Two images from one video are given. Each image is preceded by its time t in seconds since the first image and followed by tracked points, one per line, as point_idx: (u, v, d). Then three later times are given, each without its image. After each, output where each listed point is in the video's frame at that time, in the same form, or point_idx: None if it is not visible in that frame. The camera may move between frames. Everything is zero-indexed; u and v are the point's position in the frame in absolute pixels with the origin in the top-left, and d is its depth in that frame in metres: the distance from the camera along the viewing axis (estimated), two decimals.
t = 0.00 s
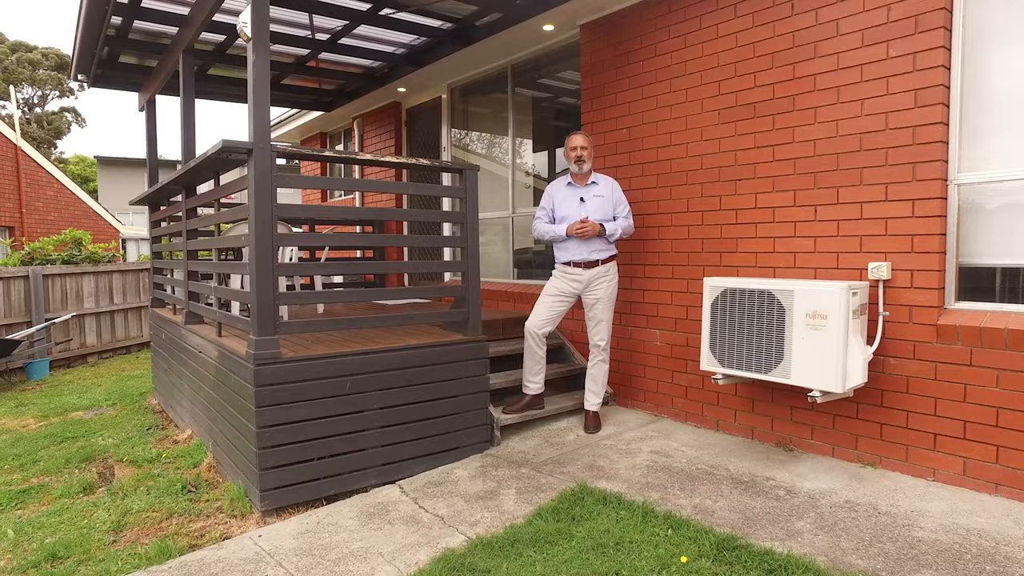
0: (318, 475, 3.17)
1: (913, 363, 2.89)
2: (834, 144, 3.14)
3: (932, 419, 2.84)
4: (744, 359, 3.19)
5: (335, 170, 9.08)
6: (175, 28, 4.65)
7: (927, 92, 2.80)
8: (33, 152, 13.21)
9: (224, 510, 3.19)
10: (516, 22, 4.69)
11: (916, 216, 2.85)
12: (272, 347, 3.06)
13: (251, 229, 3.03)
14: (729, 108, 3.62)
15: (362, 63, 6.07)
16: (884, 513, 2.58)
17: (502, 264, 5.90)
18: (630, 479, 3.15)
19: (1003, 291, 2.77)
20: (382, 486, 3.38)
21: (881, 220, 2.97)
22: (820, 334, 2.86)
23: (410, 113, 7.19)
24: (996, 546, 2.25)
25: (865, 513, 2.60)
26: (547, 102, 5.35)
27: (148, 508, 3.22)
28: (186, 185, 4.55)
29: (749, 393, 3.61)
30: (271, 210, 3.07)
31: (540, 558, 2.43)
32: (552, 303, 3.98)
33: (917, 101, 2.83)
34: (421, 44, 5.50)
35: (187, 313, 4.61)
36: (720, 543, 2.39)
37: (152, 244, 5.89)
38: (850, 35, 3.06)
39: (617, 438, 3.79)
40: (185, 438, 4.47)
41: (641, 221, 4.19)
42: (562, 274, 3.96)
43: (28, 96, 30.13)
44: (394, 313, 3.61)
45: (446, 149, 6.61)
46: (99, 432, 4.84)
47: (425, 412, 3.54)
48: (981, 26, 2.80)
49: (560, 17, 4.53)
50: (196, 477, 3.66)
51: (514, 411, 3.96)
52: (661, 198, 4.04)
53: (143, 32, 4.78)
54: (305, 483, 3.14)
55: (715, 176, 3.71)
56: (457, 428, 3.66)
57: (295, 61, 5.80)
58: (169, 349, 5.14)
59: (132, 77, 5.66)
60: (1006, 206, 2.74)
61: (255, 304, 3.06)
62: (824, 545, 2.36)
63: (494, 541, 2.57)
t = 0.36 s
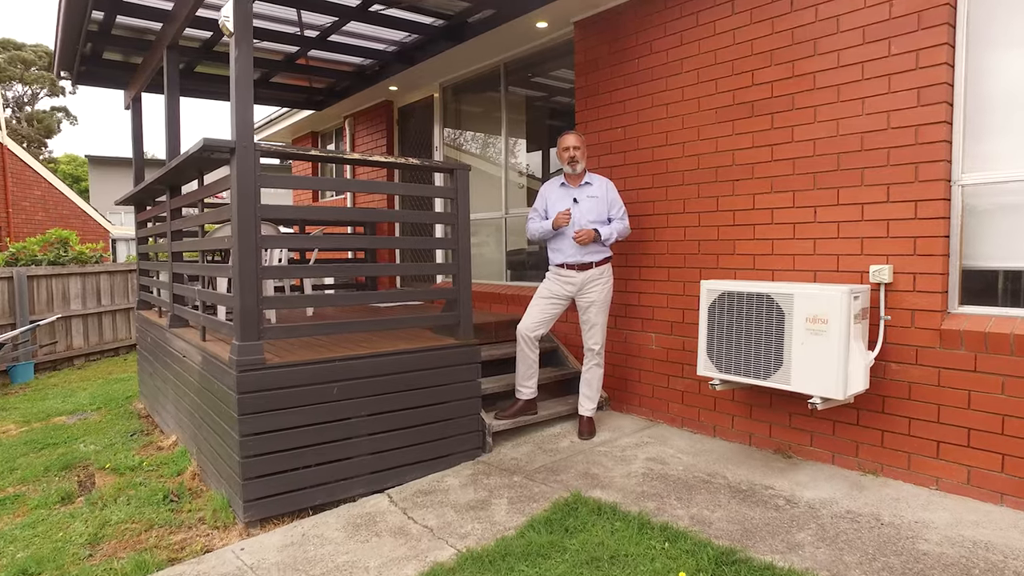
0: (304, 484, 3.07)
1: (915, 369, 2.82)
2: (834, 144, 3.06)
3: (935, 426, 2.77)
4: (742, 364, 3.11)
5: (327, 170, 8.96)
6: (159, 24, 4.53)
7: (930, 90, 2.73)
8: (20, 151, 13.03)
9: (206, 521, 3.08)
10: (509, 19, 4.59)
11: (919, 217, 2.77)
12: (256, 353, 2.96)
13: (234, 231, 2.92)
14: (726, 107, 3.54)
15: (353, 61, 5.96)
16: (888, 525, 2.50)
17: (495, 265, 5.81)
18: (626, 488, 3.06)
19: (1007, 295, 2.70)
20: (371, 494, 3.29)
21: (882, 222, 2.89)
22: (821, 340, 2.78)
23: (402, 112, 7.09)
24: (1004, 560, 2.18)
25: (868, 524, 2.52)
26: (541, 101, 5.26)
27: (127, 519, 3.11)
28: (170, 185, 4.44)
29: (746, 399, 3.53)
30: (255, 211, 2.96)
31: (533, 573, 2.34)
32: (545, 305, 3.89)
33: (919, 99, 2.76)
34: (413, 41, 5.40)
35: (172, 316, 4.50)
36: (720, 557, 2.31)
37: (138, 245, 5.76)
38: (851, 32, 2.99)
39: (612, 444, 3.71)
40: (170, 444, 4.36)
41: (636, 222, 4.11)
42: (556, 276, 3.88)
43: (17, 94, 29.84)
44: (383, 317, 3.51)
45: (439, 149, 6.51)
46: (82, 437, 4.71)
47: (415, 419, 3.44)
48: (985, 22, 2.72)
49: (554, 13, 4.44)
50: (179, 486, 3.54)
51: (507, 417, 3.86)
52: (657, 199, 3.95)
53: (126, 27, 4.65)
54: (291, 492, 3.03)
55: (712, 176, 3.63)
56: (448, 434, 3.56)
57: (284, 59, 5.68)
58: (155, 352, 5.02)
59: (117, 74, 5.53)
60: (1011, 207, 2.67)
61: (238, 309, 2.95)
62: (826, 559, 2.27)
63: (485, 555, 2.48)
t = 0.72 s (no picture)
0: (290, 492, 2.98)
1: (915, 374, 2.76)
2: (833, 144, 3.00)
3: (936, 433, 2.70)
4: (738, 369, 3.04)
5: (318, 170, 8.87)
6: (143, 20, 4.42)
7: (931, 89, 2.66)
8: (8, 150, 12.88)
9: (188, 531, 2.98)
10: (502, 16, 4.51)
11: (920, 219, 2.71)
12: (239, 358, 2.86)
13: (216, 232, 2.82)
14: (722, 106, 3.47)
15: (344, 59, 5.87)
16: (888, 535, 2.43)
17: (488, 267, 5.73)
18: (620, 496, 2.98)
19: (1010, 298, 2.64)
20: (359, 503, 3.21)
21: (882, 224, 2.83)
22: (820, 344, 2.71)
23: (394, 112, 7.01)
24: (1010, 573, 2.11)
25: (868, 535, 2.45)
26: (535, 100, 5.18)
27: (106, 529, 3.01)
28: (155, 185, 4.35)
29: (743, 403, 3.47)
30: (238, 212, 2.87)
31: None
32: (538, 308, 3.81)
33: (920, 98, 2.69)
34: (405, 39, 5.31)
35: (157, 319, 4.40)
36: (716, 571, 2.23)
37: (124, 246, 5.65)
38: (850, 30, 2.92)
39: (606, 450, 3.63)
40: (155, 450, 4.25)
41: (631, 223, 4.04)
42: (549, 278, 3.80)
43: (8, 92, 29.59)
44: (372, 321, 3.43)
45: (431, 148, 6.42)
46: (64, 442, 4.60)
47: (405, 425, 3.36)
48: (987, 19, 2.66)
49: (547, 10, 4.36)
50: (161, 494, 3.44)
51: (499, 422, 3.78)
52: (653, 199, 3.88)
53: (110, 23, 4.55)
54: (276, 501, 2.94)
55: (708, 176, 3.56)
56: (439, 440, 3.48)
57: (274, 57, 5.59)
58: (140, 355, 4.91)
59: (102, 72, 5.42)
60: (1013, 209, 2.61)
61: (220, 313, 2.85)
62: (826, 572, 2.20)
63: (474, 567, 2.40)
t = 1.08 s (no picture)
0: (275, 502, 2.88)
1: (919, 380, 2.67)
2: (834, 143, 2.91)
3: (940, 441, 2.62)
4: (736, 374, 2.96)
5: (312, 170, 8.77)
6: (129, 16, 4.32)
7: (936, 86, 2.58)
8: None
9: (168, 543, 2.88)
10: (496, 13, 4.42)
11: (923, 221, 2.63)
12: (221, 363, 2.76)
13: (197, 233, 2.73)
14: (720, 104, 3.39)
15: (336, 57, 5.77)
16: (892, 548, 2.35)
17: (482, 268, 5.64)
18: (615, 506, 2.90)
19: (1016, 302, 2.56)
20: (346, 511, 3.11)
21: (885, 225, 2.75)
22: (820, 350, 2.63)
23: (388, 111, 6.92)
24: None
25: (871, 547, 2.37)
26: (530, 99, 5.09)
27: (84, 541, 2.90)
28: (140, 184, 4.25)
29: (740, 409, 3.39)
30: (220, 213, 2.77)
31: None
32: (532, 311, 3.73)
33: (924, 96, 2.61)
34: (398, 36, 5.22)
35: (142, 322, 4.29)
36: None
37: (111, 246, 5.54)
38: (852, 25, 2.84)
39: (601, 456, 3.55)
40: (140, 455, 4.15)
41: (626, 224, 3.95)
42: (543, 280, 3.72)
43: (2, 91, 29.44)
44: (360, 325, 3.34)
45: (424, 147, 6.33)
46: (48, 447, 4.49)
47: (394, 431, 3.27)
48: (994, 14, 2.58)
49: (542, 6, 4.28)
50: (144, 502, 3.34)
51: (491, 428, 3.69)
52: (649, 199, 3.80)
53: (95, 19, 4.44)
54: (260, 511, 2.85)
55: (706, 176, 3.47)
56: (429, 447, 3.40)
57: (264, 54, 5.49)
58: (126, 358, 4.81)
59: (89, 69, 5.31)
60: (1019, 210, 2.53)
61: (201, 316, 2.75)
62: None
63: None
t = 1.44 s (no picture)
0: (260, 511, 2.79)
1: (923, 387, 2.59)
2: (835, 142, 2.83)
3: (945, 449, 2.54)
4: (735, 380, 2.87)
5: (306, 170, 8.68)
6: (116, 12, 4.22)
7: (941, 82, 2.49)
8: None
9: (149, 554, 2.79)
10: (492, 9, 4.33)
11: (928, 222, 2.54)
12: (204, 369, 2.68)
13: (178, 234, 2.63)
14: (719, 102, 3.30)
15: (329, 54, 5.68)
16: (896, 561, 2.26)
17: (478, 269, 5.55)
18: (609, 515, 2.81)
19: None
20: (334, 520, 3.03)
21: (888, 226, 2.66)
22: (822, 355, 2.54)
23: (382, 110, 6.84)
24: None
25: (874, 561, 2.28)
26: (527, 98, 5.01)
27: (62, 552, 2.81)
28: (126, 184, 4.15)
29: (739, 415, 3.30)
30: (202, 214, 2.66)
31: None
32: (525, 313, 3.64)
33: (929, 93, 2.53)
34: (391, 34, 5.13)
35: (128, 324, 4.20)
36: None
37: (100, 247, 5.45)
38: (854, 20, 2.75)
39: (597, 463, 3.47)
40: (126, 460, 4.05)
41: (622, 225, 3.87)
42: (537, 283, 3.63)
43: None
44: (349, 328, 3.25)
45: (419, 146, 6.25)
46: (32, 452, 4.39)
47: (383, 437, 3.18)
48: (1002, 8, 2.49)
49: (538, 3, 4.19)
50: (127, 510, 3.25)
51: (484, 433, 3.61)
52: (645, 200, 3.71)
53: (82, 15, 4.35)
54: (244, 521, 2.76)
55: (704, 176, 3.39)
56: (419, 453, 3.31)
57: (256, 52, 5.40)
58: (114, 360, 4.71)
59: (77, 66, 5.21)
60: None
61: (183, 319, 2.66)
62: None
63: None
